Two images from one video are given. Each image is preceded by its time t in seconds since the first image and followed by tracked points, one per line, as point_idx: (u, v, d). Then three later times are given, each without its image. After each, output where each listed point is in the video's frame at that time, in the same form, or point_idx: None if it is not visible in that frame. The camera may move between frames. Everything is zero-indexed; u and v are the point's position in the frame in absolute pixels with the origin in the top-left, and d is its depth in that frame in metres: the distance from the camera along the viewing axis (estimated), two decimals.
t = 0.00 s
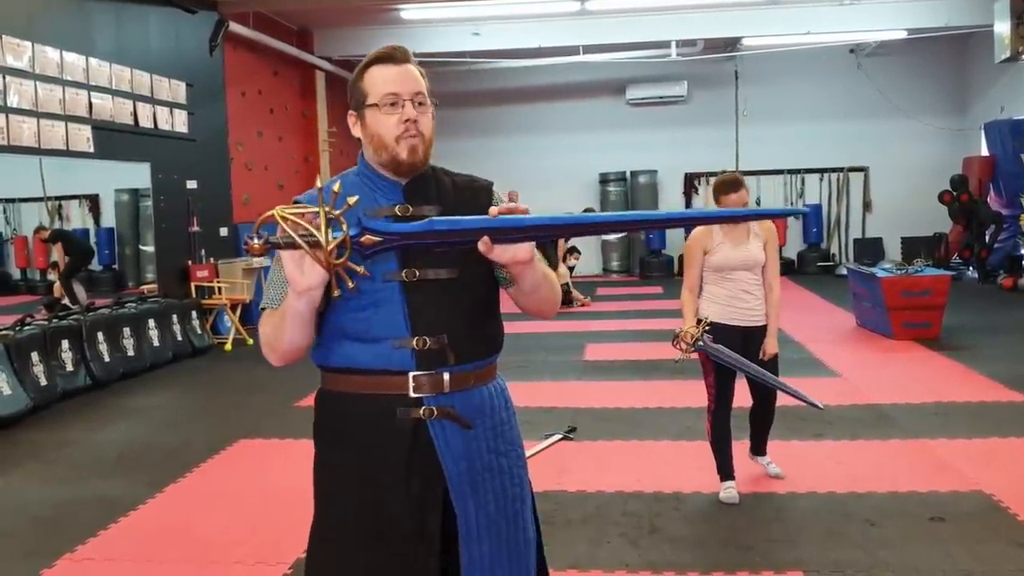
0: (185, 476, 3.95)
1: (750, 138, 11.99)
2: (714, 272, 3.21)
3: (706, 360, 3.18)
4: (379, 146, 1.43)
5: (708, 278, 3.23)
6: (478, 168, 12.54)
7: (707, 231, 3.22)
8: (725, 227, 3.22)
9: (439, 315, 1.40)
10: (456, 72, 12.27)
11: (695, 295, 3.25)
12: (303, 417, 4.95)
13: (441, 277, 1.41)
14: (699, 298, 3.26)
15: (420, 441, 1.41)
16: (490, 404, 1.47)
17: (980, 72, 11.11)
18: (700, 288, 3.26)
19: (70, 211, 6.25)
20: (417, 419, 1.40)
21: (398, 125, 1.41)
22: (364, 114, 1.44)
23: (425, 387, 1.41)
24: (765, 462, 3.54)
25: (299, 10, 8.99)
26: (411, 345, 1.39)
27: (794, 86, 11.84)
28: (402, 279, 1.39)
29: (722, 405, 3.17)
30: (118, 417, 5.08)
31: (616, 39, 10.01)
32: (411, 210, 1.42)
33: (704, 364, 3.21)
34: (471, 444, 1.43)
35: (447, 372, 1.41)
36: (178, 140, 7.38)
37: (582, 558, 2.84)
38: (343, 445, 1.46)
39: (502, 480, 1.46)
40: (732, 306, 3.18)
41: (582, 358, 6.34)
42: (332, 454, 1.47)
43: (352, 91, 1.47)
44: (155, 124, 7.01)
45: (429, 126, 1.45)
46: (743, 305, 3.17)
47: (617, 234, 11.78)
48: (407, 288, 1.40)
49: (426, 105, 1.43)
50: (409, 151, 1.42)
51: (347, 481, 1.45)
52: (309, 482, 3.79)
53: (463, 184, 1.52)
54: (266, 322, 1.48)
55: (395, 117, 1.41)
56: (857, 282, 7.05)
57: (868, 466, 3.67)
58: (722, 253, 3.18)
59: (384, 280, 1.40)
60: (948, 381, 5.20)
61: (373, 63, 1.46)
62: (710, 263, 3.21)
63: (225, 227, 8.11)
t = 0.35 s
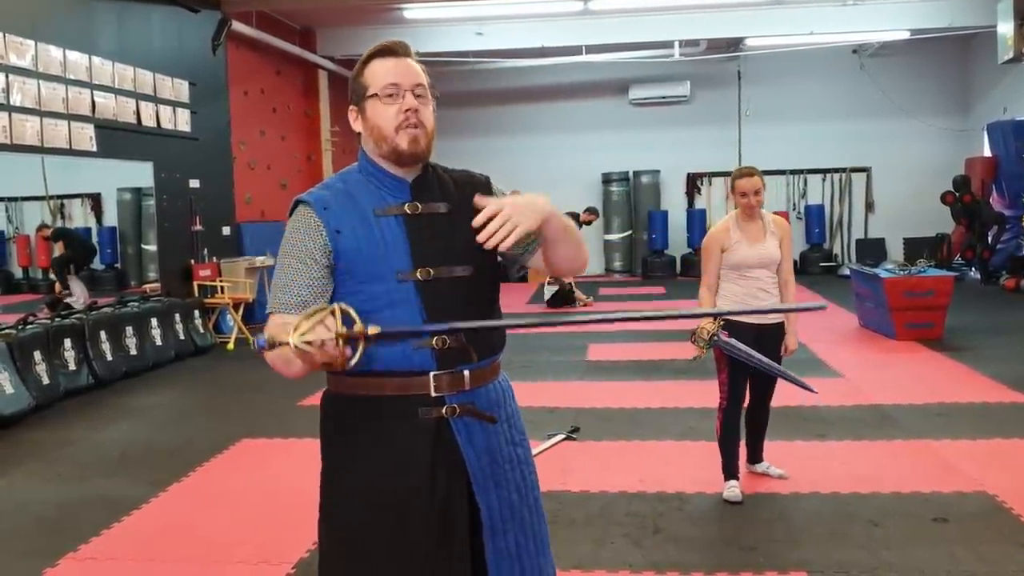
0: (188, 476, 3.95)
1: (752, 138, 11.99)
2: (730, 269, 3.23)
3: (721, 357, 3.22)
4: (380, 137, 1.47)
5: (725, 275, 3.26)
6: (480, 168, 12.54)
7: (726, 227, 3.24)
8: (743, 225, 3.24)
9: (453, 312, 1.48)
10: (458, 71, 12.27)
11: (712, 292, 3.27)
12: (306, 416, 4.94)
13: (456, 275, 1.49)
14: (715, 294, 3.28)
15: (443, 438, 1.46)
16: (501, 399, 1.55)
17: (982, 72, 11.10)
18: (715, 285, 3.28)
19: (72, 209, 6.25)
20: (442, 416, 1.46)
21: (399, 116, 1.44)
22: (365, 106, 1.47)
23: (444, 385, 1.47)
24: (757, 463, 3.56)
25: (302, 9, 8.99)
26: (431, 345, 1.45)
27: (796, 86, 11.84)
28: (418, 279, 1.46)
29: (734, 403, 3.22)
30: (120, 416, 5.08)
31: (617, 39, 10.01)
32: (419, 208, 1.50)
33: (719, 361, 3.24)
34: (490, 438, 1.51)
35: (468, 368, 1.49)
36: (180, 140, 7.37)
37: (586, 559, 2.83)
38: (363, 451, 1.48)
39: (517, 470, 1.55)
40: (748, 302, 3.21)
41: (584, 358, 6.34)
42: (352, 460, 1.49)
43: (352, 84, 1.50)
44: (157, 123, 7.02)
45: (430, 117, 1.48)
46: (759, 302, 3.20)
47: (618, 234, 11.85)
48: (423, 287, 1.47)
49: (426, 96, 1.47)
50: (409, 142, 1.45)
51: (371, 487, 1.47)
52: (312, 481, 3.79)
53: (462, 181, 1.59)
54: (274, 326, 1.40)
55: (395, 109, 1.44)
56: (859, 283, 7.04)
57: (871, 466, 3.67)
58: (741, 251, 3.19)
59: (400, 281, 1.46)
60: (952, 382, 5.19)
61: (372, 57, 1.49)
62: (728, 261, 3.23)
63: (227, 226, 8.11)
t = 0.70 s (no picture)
0: (188, 473, 3.96)
1: (752, 137, 12.00)
2: (737, 267, 3.25)
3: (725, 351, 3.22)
4: (395, 136, 1.47)
5: (730, 273, 3.27)
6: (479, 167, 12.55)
7: (734, 226, 3.25)
8: (751, 223, 3.26)
9: (460, 302, 1.47)
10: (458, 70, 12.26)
11: (719, 289, 3.28)
12: (306, 414, 4.95)
13: (466, 265, 1.48)
14: (721, 292, 3.29)
15: (450, 423, 1.48)
16: (511, 389, 1.55)
17: (982, 71, 11.11)
18: (722, 282, 3.29)
19: (71, 208, 6.26)
20: (447, 401, 1.47)
21: (413, 116, 1.45)
22: (384, 108, 1.49)
23: (452, 371, 1.47)
24: (757, 460, 3.56)
25: (302, 7, 8.98)
26: (438, 331, 1.46)
27: (795, 85, 11.85)
28: (428, 269, 1.46)
29: (736, 406, 3.23)
30: (120, 414, 5.08)
31: (616, 38, 10.01)
32: (434, 203, 1.49)
33: (722, 354, 3.24)
34: (497, 426, 1.52)
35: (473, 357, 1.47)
36: (180, 138, 7.37)
37: (588, 557, 2.84)
38: (377, 438, 1.50)
39: (520, 461, 1.55)
40: (753, 299, 3.22)
41: (584, 357, 6.35)
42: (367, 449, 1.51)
43: (374, 84, 1.51)
44: (158, 121, 7.02)
45: (446, 118, 1.48)
46: (763, 300, 3.21)
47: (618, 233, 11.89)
48: (433, 277, 1.46)
49: (443, 98, 1.47)
50: (423, 141, 1.46)
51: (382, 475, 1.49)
52: (312, 479, 3.80)
53: (483, 177, 1.57)
54: (305, 336, 1.44)
55: (410, 108, 1.45)
56: (859, 281, 7.05)
57: (872, 465, 3.68)
58: (747, 249, 3.22)
59: (412, 271, 1.46)
60: (951, 380, 5.20)
61: (393, 59, 1.50)
62: (735, 258, 3.25)
63: (227, 224, 8.10)
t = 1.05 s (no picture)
0: (186, 472, 3.96)
1: (751, 136, 12.00)
2: (739, 265, 3.25)
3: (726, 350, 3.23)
4: (438, 137, 1.55)
5: (732, 271, 3.27)
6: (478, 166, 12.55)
7: (737, 225, 3.26)
8: (754, 222, 3.26)
9: (470, 304, 1.54)
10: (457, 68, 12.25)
11: (720, 288, 3.29)
12: (305, 413, 4.95)
13: (481, 269, 1.54)
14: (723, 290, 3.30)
15: (443, 416, 1.51)
16: (512, 387, 1.55)
17: (980, 72, 11.12)
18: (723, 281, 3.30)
19: (69, 206, 6.25)
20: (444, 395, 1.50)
21: (455, 119, 1.53)
22: (433, 109, 1.57)
23: (452, 366, 1.51)
24: (755, 460, 3.57)
25: (301, 6, 8.98)
26: (444, 327, 1.53)
27: (794, 85, 11.85)
28: (446, 267, 1.53)
29: (736, 407, 3.25)
30: (118, 412, 5.08)
31: (614, 37, 10.01)
32: (463, 206, 1.56)
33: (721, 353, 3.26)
34: (491, 421, 1.53)
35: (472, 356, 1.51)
36: (178, 136, 7.36)
37: (586, 556, 2.84)
38: (377, 426, 1.55)
39: (517, 457, 1.55)
40: (754, 299, 3.21)
41: (582, 356, 6.35)
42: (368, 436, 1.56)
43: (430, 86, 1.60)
44: (156, 119, 7.01)
45: (488, 125, 1.55)
46: (764, 299, 3.21)
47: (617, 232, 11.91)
48: (449, 275, 1.53)
49: (487, 105, 1.54)
50: (462, 143, 1.53)
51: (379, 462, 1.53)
52: (311, 478, 3.80)
53: (518, 185, 1.63)
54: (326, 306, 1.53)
55: (454, 111, 1.53)
56: (857, 281, 7.05)
57: (871, 465, 3.68)
58: (748, 249, 3.23)
59: (431, 267, 1.54)
60: (949, 381, 5.21)
61: (449, 64, 1.57)
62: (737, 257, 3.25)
63: (225, 223, 8.10)
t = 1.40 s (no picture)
0: (185, 473, 3.95)
1: (747, 137, 12.01)
2: (737, 265, 3.25)
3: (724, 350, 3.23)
4: (455, 144, 1.55)
5: (731, 271, 3.27)
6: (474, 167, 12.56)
7: (735, 224, 3.26)
8: (752, 222, 3.26)
9: (464, 301, 1.55)
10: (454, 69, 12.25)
11: (719, 288, 3.28)
12: (302, 414, 4.94)
13: (475, 269, 1.55)
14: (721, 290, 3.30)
15: (425, 407, 1.54)
16: (499, 382, 1.57)
17: (977, 72, 11.14)
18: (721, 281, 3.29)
19: (66, 207, 6.25)
20: (427, 384, 1.54)
21: (471, 130, 1.53)
22: (447, 115, 1.56)
23: (440, 358, 1.54)
24: (753, 461, 3.57)
25: (298, 7, 8.97)
26: (434, 322, 1.55)
27: (791, 85, 11.86)
28: (443, 265, 1.55)
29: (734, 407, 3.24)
30: (115, 414, 5.07)
31: (611, 38, 10.01)
32: (467, 207, 1.58)
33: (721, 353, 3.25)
34: (473, 414, 1.55)
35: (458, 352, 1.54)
36: (176, 137, 7.35)
37: (585, 557, 2.84)
38: (369, 411, 1.60)
39: (500, 453, 1.56)
40: (751, 298, 3.22)
41: (580, 357, 6.35)
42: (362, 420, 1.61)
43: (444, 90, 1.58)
44: (153, 120, 7.00)
45: (503, 133, 1.55)
46: (762, 299, 3.21)
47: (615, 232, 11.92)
48: (445, 274, 1.56)
49: (502, 115, 1.53)
50: (478, 153, 1.54)
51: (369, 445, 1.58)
52: (309, 479, 3.79)
53: (528, 189, 1.62)
54: (337, 298, 1.60)
55: (469, 122, 1.52)
56: (854, 282, 7.05)
57: (869, 465, 3.68)
58: (747, 248, 3.23)
59: (429, 264, 1.57)
60: (947, 381, 5.21)
61: (465, 69, 1.56)
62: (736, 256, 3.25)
63: (223, 224, 8.09)
